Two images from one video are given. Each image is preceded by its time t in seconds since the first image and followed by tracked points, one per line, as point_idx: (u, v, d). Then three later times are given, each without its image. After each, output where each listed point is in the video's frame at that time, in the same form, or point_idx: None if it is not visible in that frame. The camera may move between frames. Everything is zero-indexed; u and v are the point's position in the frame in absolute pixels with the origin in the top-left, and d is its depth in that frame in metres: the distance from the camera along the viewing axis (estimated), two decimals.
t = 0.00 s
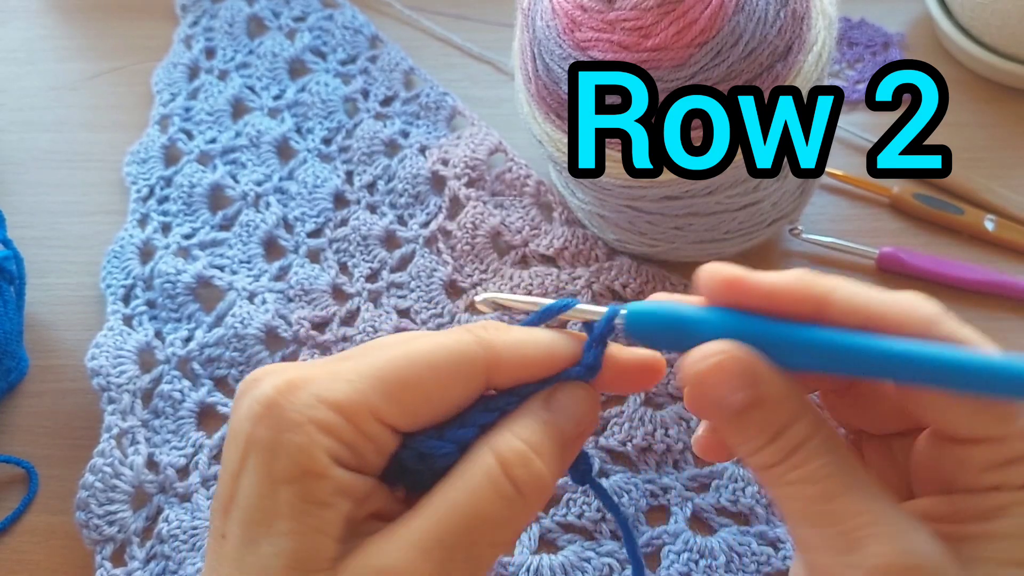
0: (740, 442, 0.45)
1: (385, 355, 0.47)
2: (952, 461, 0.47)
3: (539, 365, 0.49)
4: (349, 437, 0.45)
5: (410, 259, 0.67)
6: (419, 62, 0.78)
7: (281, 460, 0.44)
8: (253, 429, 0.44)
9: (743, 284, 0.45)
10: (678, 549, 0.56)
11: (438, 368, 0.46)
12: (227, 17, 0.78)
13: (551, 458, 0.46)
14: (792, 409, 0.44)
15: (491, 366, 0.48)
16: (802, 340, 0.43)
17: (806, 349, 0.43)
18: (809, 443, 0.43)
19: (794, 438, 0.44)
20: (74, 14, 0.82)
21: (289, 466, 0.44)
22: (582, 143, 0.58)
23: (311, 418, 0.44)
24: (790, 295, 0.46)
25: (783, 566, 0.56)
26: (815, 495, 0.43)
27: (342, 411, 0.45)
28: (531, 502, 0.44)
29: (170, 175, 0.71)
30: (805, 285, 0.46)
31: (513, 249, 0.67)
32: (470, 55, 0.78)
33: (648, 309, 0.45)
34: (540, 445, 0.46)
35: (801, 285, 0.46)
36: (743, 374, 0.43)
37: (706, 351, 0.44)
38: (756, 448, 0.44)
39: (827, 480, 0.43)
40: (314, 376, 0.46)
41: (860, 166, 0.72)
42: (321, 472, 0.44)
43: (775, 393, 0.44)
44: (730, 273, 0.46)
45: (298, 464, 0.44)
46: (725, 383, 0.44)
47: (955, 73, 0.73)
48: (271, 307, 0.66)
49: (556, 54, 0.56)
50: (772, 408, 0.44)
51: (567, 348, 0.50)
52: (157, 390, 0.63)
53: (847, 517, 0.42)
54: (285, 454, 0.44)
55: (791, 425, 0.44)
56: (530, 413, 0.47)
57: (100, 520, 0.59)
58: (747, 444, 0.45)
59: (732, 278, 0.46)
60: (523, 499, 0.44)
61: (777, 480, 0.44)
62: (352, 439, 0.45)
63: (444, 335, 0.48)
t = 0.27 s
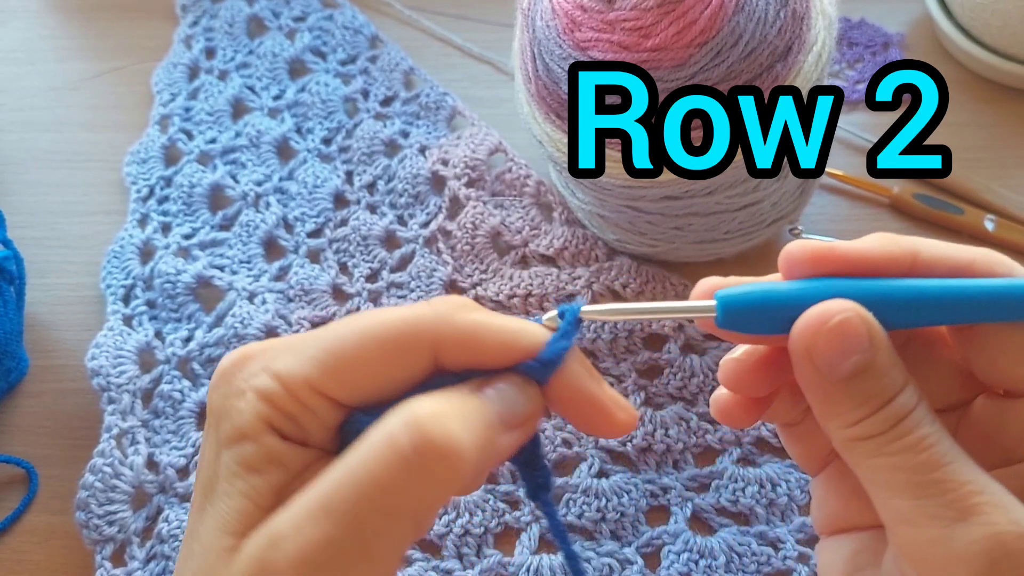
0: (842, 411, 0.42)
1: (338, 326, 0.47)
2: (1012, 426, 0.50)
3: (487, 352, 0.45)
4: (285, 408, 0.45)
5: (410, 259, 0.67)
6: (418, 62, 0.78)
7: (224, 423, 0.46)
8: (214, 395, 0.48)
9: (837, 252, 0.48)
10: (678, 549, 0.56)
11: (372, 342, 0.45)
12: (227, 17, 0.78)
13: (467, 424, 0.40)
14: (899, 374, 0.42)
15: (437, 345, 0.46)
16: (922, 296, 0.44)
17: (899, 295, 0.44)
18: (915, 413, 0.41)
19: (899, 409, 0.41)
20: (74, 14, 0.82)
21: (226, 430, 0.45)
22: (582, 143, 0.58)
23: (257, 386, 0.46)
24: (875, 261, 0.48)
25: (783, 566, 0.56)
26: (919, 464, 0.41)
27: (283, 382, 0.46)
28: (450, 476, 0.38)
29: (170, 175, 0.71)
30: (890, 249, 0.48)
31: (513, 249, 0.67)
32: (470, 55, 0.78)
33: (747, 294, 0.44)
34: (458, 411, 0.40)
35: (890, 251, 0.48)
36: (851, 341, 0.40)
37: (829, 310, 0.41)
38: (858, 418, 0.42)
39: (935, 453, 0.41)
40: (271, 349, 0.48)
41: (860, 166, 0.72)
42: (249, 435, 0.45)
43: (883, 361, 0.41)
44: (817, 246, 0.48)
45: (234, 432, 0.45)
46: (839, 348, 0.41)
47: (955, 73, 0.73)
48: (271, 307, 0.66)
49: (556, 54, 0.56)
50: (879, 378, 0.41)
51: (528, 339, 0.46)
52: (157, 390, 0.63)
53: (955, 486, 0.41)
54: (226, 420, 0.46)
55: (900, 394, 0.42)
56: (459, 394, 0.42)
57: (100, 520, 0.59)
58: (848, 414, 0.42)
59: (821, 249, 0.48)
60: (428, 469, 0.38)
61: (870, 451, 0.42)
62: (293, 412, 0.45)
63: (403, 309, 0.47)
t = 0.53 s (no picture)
0: (873, 407, 0.42)
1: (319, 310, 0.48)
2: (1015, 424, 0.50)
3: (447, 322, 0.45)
4: (268, 383, 0.47)
5: (410, 259, 0.67)
6: (419, 62, 0.78)
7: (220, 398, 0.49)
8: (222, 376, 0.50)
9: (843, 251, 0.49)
10: (678, 549, 0.56)
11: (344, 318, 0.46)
12: (227, 17, 0.78)
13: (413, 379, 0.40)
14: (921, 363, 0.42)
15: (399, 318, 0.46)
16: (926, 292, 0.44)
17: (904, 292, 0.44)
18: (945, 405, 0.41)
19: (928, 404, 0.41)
20: (74, 15, 0.82)
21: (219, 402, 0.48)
22: (582, 143, 0.58)
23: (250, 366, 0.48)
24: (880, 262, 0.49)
25: (783, 566, 0.56)
26: (959, 451, 0.41)
27: (270, 361, 0.47)
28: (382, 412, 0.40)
29: (170, 175, 0.71)
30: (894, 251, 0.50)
31: (513, 249, 0.67)
32: (470, 55, 0.78)
33: (762, 292, 0.43)
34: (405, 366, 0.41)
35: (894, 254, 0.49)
36: (876, 332, 0.40)
37: (855, 301, 0.41)
38: (892, 412, 0.42)
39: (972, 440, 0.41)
40: (268, 336, 0.50)
41: (860, 166, 0.72)
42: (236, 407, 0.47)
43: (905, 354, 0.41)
44: (824, 246, 0.49)
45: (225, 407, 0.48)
46: (863, 339, 0.40)
47: (955, 73, 0.73)
48: (271, 306, 0.66)
49: (556, 54, 0.56)
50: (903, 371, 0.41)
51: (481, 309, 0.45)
52: (157, 390, 0.63)
53: (995, 470, 0.41)
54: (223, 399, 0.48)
55: (928, 382, 0.42)
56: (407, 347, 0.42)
57: (100, 520, 0.59)
58: (877, 410, 0.42)
59: (829, 249, 0.49)
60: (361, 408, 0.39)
61: (914, 445, 0.42)
62: (273, 386, 0.47)
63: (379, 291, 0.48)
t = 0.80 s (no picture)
0: (896, 416, 0.42)
1: (331, 335, 0.46)
2: None
3: (490, 353, 0.44)
4: (285, 418, 0.45)
5: (410, 259, 0.67)
6: (419, 62, 0.78)
7: (221, 436, 0.45)
8: (210, 403, 0.47)
9: (868, 251, 0.49)
10: (678, 549, 0.56)
11: (375, 355, 0.45)
12: (226, 17, 0.78)
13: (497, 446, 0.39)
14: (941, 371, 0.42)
15: (445, 353, 0.45)
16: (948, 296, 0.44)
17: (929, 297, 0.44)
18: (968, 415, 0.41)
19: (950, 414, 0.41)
20: (74, 14, 0.82)
21: (225, 444, 0.45)
22: (582, 143, 0.58)
23: (256, 399, 0.45)
24: (904, 263, 0.49)
25: (783, 566, 0.56)
26: (982, 463, 0.41)
27: (282, 391, 0.45)
28: (483, 501, 0.38)
29: (170, 175, 0.71)
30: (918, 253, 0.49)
31: (513, 249, 0.67)
32: (470, 55, 0.78)
33: (782, 290, 0.42)
34: (485, 434, 0.39)
35: (918, 255, 0.49)
36: (898, 339, 0.40)
37: (875, 306, 0.41)
38: (915, 421, 0.42)
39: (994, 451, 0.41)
40: (268, 355, 0.47)
41: (860, 166, 0.72)
42: (251, 450, 0.44)
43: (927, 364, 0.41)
44: (849, 245, 0.49)
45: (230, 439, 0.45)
46: (884, 345, 0.40)
47: (955, 73, 0.73)
48: (271, 306, 0.66)
49: (556, 54, 0.56)
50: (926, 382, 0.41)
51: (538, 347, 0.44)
52: (157, 390, 0.63)
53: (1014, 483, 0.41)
54: (225, 434, 0.45)
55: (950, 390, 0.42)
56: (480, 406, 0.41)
57: (99, 520, 0.59)
58: (899, 420, 0.42)
59: (853, 247, 0.49)
60: (455, 495, 0.37)
61: (940, 454, 0.41)
62: (292, 425, 0.45)
63: (401, 316, 0.46)
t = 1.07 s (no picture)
0: (824, 438, 0.44)
1: (394, 368, 0.47)
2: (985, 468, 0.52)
3: (555, 394, 0.46)
4: (348, 448, 0.45)
5: (410, 259, 0.67)
6: (419, 62, 0.78)
7: (280, 460, 0.45)
8: (261, 425, 0.46)
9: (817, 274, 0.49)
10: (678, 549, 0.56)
11: (438, 390, 0.46)
12: (226, 17, 0.78)
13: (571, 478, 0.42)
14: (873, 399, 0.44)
15: (507, 395, 0.47)
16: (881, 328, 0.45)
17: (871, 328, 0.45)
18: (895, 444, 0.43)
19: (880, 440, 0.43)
20: (74, 14, 0.82)
21: (283, 470, 0.44)
22: (582, 143, 0.58)
23: (313, 425, 0.45)
24: (854, 285, 0.49)
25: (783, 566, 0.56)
26: (909, 489, 0.42)
27: (340, 419, 0.46)
28: (560, 526, 0.41)
29: (170, 175, 0.71)
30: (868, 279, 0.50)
31: (513, 249, 0.67)
32: (470, 54, 0.78)
33: (724, 301, 0.43)
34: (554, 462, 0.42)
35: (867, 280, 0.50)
36: (830, 367, 0.42)
37: (807, 331, 0.42)
38: (842, 445, 0.43)
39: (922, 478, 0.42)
40: (324, 381, 0.47)
41: (860, 165, 0.72)
42: (315, 480, 0.44)
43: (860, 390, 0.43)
44: (799, 264, 0.49)
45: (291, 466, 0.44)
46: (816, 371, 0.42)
47: (955, 73, 0.73)
48: (271, 306, 0.65)
49: (556, 54, 0.56)
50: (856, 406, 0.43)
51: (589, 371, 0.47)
52: (157, 390, 0.63)
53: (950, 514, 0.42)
54: (285, 461, 0.45)
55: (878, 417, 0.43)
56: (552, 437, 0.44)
57: (99, 520, 0.59)
58: (829, 441, 0.44)
59: (801, 267, 0.49)
60: (537, 524, 0.40)
61: (864, 478, 0.43)
62: (353, 453, 0.45)
63: (460, 354, 0.47)
